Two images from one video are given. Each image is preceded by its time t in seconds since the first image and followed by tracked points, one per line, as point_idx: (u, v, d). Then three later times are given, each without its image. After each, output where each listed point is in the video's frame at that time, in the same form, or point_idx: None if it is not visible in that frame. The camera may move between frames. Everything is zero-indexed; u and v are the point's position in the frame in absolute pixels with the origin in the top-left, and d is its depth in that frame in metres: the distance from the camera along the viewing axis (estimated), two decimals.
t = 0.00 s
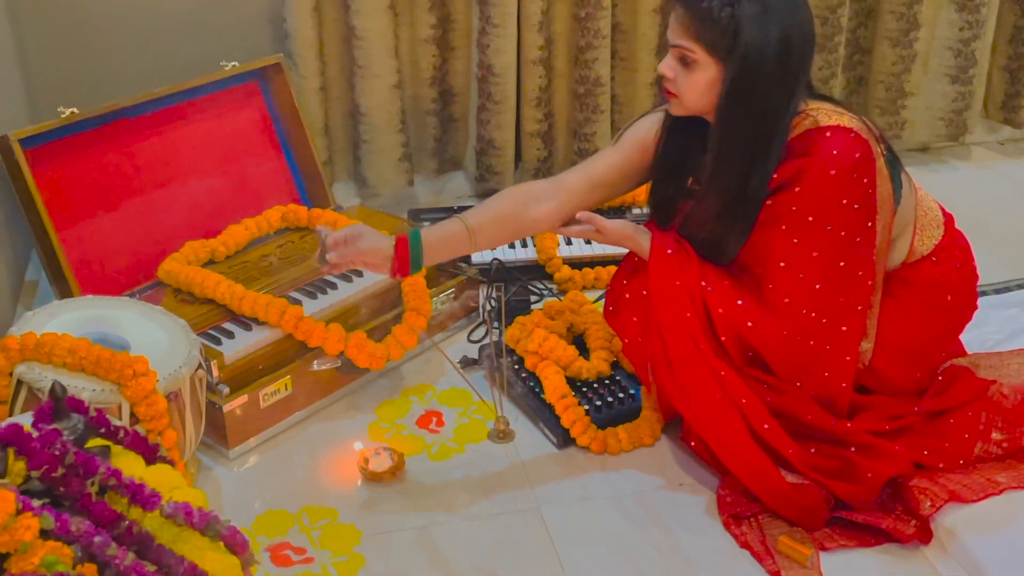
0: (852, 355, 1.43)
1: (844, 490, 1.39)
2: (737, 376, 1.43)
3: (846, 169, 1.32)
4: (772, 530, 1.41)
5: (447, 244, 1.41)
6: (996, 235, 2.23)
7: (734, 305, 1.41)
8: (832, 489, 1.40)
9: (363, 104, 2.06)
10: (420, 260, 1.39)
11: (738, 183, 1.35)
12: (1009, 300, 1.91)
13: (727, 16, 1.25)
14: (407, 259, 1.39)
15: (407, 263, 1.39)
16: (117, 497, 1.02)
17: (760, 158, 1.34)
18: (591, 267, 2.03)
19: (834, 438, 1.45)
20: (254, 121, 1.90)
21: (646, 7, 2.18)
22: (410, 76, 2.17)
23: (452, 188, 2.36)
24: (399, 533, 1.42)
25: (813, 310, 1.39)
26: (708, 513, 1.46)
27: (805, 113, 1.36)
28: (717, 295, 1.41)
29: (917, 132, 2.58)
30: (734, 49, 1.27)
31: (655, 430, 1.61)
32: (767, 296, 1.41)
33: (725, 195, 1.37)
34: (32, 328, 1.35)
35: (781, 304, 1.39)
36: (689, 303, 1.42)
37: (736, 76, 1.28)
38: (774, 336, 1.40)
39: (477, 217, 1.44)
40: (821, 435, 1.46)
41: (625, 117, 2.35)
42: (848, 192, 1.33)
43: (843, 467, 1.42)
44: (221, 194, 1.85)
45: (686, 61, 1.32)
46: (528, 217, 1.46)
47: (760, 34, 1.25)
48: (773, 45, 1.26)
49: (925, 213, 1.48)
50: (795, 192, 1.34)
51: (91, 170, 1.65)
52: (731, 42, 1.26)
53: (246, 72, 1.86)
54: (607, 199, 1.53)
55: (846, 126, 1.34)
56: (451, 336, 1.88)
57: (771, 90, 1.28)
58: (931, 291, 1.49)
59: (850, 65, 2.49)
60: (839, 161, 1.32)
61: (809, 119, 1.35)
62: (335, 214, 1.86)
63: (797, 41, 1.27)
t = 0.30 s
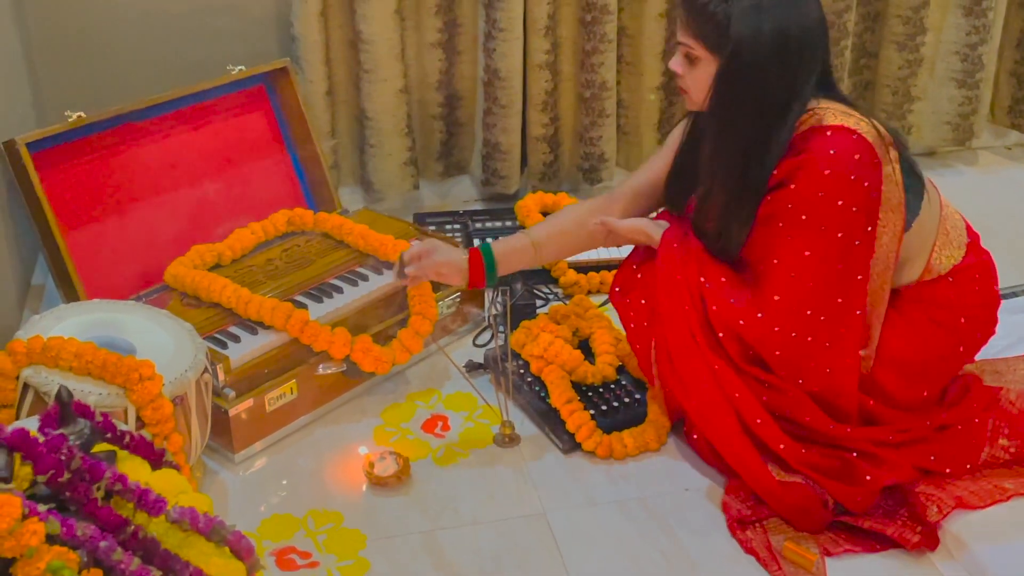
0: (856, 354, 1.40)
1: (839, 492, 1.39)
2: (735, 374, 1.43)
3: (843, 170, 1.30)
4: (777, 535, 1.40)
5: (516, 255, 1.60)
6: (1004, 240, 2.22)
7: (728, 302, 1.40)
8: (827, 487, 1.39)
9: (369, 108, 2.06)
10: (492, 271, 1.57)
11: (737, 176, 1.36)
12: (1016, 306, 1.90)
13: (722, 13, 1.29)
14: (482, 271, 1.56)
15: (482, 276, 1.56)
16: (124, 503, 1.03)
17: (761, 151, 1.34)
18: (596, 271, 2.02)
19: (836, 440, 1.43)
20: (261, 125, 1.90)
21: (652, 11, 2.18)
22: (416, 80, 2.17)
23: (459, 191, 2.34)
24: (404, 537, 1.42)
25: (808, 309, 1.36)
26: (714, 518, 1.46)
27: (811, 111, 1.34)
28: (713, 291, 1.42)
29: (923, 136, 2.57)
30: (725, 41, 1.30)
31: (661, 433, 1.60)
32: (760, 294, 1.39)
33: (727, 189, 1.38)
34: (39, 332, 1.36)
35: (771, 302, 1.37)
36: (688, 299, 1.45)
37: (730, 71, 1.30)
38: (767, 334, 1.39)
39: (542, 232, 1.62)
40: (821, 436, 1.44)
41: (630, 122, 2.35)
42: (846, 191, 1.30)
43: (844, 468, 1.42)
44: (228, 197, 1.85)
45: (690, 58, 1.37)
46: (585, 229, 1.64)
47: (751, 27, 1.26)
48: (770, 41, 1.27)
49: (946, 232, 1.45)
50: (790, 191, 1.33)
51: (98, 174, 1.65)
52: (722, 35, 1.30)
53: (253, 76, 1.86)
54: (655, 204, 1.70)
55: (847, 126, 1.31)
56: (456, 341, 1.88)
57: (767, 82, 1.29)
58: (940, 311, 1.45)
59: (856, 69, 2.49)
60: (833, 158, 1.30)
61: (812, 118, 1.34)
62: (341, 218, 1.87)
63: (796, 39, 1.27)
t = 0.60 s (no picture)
0: (855, 353, 1.37)
1: (835, 492, 1.38)
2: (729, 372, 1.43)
3: (843, 166, 1.28)
4: (781, 539, 1.40)
5: (580, 245, 1.72)
6: (1010, 243, 2.21)
7: (715, 300, 1.41)
8: (821, 487, 1.38)
9: (374, 111, 2.06)
10: (551, 255, 1.72)
11: (741, 172, 1.35)
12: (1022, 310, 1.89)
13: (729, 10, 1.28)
14: (539, 255, 1.73)
15: (539, 258, 1.73)
16: (124, 508, 1.03)
17: (766, 147, 1.33)
18: (602, 275, 2.02)
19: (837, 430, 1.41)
20: (266, 127, 1.91)
21: (658, 15, 2.18)
22: (421, 83, 2.17)
23: (463, 195, 2.35)
24: (408, 541, 1.41)
25: (800, 303, 1.34)
26: (719, 524, 1.45)
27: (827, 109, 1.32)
28: (701, 292, 1.43)
29: (930, 140, 2.56)
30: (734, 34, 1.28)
31: (666, 437, 1.60)
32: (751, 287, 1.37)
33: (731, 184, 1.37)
34: (44, 335, 1.36)
35: (758, 294, 1.36)
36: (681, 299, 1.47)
37: (736, 73, 1.29)
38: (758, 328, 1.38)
39: (606, 227, 1.75)
40: (821, 434, 1.43)
41: (635, 123, 2.35)
42: (841, 187, 1.29)
43: (844, 468, 1.41)
44: (233, 201, 1.85)
45: (709, 52, 1.35)
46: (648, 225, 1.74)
47: (761, 22, 1.25)
48: (777, 43, 1.26)
49: (964, 256, 1.40)
50: (784, 184, 1.32)
51: (103, 178, 1.66)
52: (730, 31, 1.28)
53: (258, 79, 1.86)
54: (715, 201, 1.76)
55: (858, 126, 1.29)
56: (461, 344, 1.88)
57: (778, 82, 1.28)
58: (948, 335, 1.42)
59: (862, 73, 2.47)
60: (829, 154, 1.29)
61: (826, 116, 1.32)
62: (345, 221, 1.87)
63: (804, 40, 1.26)
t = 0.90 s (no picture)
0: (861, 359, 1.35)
1: (830, 498, 1.38)
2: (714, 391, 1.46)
3: (845, 175, 1.27)
4: (786, 544, 1.39)
5: (610, 280, 1.69)
6: (1016, 246, 2.20)
7: (714, 317, 1.40)
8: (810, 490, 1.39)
9: (378, 115, 2.06)
10: (584, 297, 1.67)
11: (746, 175, 1.34)
12: None
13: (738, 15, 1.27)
14: (573, 299, 1.67)
15: (573, 300, 1.68)
16: (127, 514, 1.03)
17: (771, 152, 1.32)
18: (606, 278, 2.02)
19: (831, 444, 1.40)
20: (270, 131, 1.91)
21: (662, 18, 2.17)
22: (424, 87, 2.16)
23: (467, 199, 2.35)
24: (413, 546, 1.41)
25: (802, 309, 1.34)
26: (724, 529, 1.45)
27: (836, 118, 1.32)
28: (700, 310, 1.42)
29: (935, 143, 2.55)
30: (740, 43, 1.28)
31: (672, 442, 1.59)
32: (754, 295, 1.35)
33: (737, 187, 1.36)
34: (48, 340, 1.36)
35: (760, 302, 1.35)
36: (679, 317, 1.47)
37: (741, 77, 1.28)
38: (761, 335, 1.36)
39: (633, 257, 1.71)
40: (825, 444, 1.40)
41: (639, 128, 2.34)
42: (844, 191, 1.28)
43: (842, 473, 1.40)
44: (237, 205, 1.85)
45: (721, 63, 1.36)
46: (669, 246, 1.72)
47: (766, 28, 1.24)
48: (784, 48, 1.24)
49: (978, 274, 1.38)
50: (788, 189, 1.31)
51: (106, 182, 1.66)
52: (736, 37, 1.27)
53: (261, 84, 1.86)
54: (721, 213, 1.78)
55: (862, 134, 1.28)
56: (465, 349, 1.87)
57: (784, 90, 1.26)
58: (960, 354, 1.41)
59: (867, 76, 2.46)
60: (835, 159, 1.28)
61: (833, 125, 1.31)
62: (349, 226, 1.86)
63: (812, 45, 1.24)
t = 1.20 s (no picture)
0: (872, 361, 1.35)
1: (836, 502, 1.38)
2: (725, 390, 1.45)
3: (851, 175, 1.26)
4: (790, 546, 1.39)
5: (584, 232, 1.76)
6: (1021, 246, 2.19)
7: (729, 325, 1.38)
8: (813, 493, 1.39)
9: (381, 116, 2.06)
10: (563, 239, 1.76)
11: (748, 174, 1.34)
12: None
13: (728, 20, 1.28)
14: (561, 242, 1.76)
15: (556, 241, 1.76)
16: (129, 519, 1.05)
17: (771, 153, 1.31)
18: (610, 279, 2.01)
19: (839, 447, 1.40)
20: (273, 133, 1.91)
21: (665, 19, 2.17)
22: (427, 88, 2.16)
23: (470, 200, 2.35)
24: (417, 548, 1.41)
25: (816, 313, 1.33)
26: (728, 530, 1.44)
27: (835, 117, 1.31)
28: (714, 315, 1.40)
29: (939, 143, 2.54)
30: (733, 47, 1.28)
31: (675, 443, 1.59)
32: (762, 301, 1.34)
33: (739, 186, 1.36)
34: (50, 343, 1.36)
35: (776, 310, 1.33)
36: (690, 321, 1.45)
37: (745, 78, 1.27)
38: (775, 340, 1.36)
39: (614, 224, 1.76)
40: (834, 446, 1.40)
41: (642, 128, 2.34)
42: (851, 194, 1.26)
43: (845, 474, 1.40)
44: (240, 207, 1.85)
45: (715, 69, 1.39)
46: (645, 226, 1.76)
47: (760, 33, 1.24)
48: (785, 49, 1.24)
49: (983, 270, 1.38)
50: (796, 193, 1.29)
51: (109, 184, 1.66)
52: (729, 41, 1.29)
53: (264, 85, 1.87)
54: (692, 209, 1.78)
55: (863, 133, 1.27)
56: (469, 350, 1.87)
57: (783, 91, 1.26)
58: (968, 350, 1.41)
59: (871, 76, 2.45)
60: (840, 162, 1.26)
61: (834, 124, 1.30)
62: (353, 227, 1.86)
63: (814, 45, 1.24)
